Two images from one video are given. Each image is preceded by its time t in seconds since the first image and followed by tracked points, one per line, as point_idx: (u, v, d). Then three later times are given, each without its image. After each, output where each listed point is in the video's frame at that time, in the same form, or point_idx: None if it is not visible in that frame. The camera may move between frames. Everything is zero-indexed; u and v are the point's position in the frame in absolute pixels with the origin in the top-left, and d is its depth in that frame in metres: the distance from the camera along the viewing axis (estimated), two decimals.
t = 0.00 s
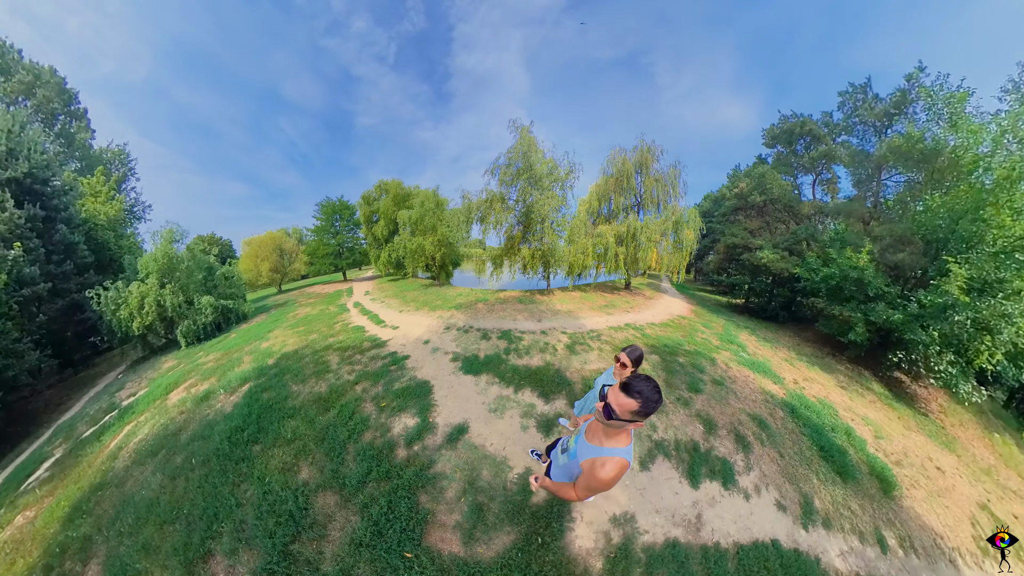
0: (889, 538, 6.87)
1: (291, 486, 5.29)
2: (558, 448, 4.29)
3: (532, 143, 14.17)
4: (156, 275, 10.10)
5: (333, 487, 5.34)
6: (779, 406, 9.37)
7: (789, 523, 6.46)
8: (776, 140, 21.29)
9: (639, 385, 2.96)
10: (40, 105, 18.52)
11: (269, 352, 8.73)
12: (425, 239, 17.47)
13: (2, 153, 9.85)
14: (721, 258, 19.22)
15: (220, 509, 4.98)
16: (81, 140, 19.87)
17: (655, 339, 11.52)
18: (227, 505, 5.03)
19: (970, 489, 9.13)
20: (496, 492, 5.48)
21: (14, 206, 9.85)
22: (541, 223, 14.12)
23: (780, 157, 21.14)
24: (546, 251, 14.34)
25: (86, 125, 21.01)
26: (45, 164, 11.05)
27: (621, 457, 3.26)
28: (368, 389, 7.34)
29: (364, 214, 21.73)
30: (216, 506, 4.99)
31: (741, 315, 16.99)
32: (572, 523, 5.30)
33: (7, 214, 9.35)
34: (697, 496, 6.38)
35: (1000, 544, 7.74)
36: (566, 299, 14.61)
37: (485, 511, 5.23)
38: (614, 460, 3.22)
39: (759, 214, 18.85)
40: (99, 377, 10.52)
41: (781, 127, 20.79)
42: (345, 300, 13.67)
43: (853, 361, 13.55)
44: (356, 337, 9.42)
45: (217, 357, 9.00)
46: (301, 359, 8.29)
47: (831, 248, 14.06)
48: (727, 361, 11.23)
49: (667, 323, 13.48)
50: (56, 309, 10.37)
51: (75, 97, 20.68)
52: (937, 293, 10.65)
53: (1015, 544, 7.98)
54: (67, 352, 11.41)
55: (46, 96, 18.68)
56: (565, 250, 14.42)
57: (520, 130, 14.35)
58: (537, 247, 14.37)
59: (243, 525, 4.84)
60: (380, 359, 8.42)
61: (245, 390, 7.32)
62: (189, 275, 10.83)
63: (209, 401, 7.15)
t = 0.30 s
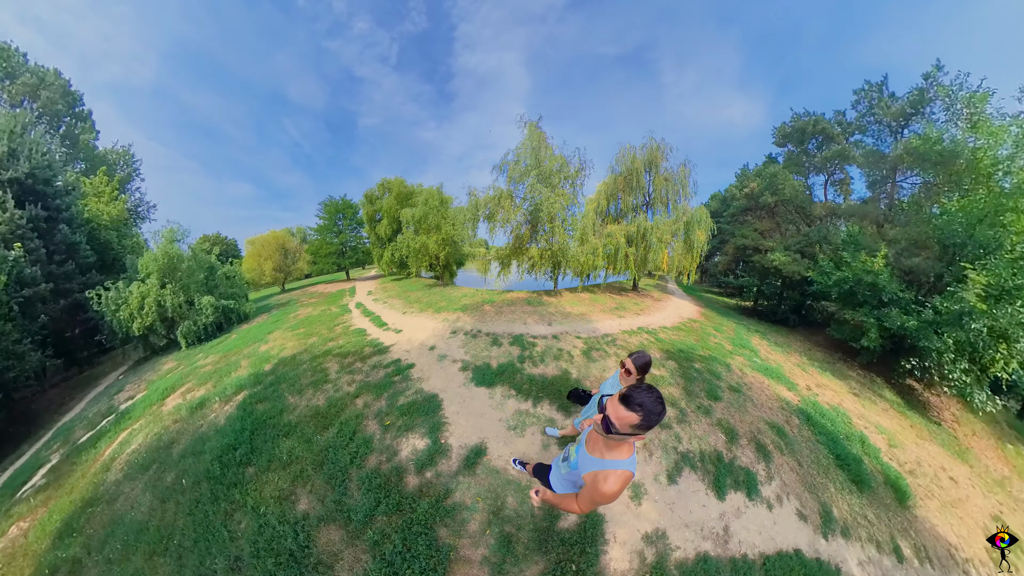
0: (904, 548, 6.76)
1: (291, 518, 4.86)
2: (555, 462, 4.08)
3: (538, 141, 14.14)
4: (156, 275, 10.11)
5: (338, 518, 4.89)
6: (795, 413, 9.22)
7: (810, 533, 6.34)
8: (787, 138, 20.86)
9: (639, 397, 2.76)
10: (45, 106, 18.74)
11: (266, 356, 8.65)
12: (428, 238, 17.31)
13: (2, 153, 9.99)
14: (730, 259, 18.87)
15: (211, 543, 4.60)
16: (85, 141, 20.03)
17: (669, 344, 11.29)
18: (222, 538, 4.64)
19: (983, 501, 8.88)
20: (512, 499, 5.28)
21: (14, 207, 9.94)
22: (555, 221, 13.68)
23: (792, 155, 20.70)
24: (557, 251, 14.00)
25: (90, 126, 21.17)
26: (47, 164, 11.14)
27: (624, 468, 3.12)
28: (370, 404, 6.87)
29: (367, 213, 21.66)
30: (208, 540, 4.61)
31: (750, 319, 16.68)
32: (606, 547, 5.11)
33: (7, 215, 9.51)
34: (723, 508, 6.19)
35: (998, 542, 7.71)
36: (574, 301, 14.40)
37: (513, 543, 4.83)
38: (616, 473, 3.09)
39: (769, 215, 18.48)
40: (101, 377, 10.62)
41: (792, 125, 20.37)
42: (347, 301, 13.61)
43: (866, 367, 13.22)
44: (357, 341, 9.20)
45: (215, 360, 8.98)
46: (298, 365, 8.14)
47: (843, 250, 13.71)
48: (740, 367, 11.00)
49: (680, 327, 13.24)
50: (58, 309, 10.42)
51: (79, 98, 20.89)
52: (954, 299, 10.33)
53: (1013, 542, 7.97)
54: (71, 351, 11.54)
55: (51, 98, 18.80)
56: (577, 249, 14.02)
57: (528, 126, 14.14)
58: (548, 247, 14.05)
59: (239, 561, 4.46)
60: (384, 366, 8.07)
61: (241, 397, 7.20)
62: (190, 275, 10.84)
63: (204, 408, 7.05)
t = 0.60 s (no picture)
0: (923, 556, 6.60)
1: (289, 558, 4.46)
2: (551, 468, 3.96)
3: (548, 138, 13.93)
4: (157, 274, 10.12)
5: (339, 557, 4.49)
6: (811, 420, 9.06)
7: (833, 540, 6.25)
8: (798, 137, 20.47)
9: (646, 420, 2.56)
10: (49, 108, 18.92)
11: (263, 360, 8.55)
12: (432, 237, 17.16)
13: (3, 153, 10.11)
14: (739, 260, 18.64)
15: None
16: (89, 141, 20.19)
17: (684, 348, 11.11)
18: None
19: (997, 510, 8.63)
20: (534, 520, 5.09)
21: (15, 206, 10.05)
22: (571, 222, 13.52)
23: (803, 155, 20.30)
24: (570, 250, 13.75)
25: (94, 127, 21.34)
26: (48, 164, 11.23)
27: (620, 493, 2.94)
28: (372, 423, 6.49)
29: (370, 211, 21.62)
30: None
31: (759, 321, 16.43)
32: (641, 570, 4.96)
33: (8, 214, 9.62)
34: (750, 517, 6.11)
35: (998, 543, 7.61)
36: (583, 302, 14.25)
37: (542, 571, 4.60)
38: (610, 496, 2.93)
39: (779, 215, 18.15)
40: (103, 377, 10.72)
41: (804, 124, 19.99)
42: (349, 301, 13.55)
43: (878, 373, 12.95)
44: (357, 347, 9.02)
45: (212, 363, 8.94)
46: (295, 371, 7.95)
47: (856, 252, 13.44)
48: (754, 372, 10.82)
49: (692, 330, 13.02)
50: (60, 308, 10.48)
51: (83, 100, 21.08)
52: (970, 305, 10.07)
53: (1013, 542, 7.87)
54: (74, 350, 11.68)
55: (55, 99, 19.04)
56: (590, 246, 13.74)
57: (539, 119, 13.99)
58: (561, 246, 13.78)
59: None
60: (390, 377, 7.79)
61: (236, 405, 7.03)
62: (190, 274, 10.84)
63: (197, 416, 6.90)
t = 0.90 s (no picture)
0: (937, 567, 6.56)
1: None
2: (553, 474, 3.89)
3: (561, 139, 13.78)
4: (157, 275, 10.14)
5: None
6: (826, 427, 8.92)
7: (850, 550, 6.24)
8: (809, 137, 20.08)
9: (647, 437, 2.43)
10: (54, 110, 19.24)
11: (261, 365, 8.50)
12: (436, 235, 17.06)
13: (5, 155, 10.33)
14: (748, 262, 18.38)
15: None
16: (93, 142, 20.35)
17: (699, 354, 10.93)
18: None
19: (1009, 523, 8.42)
20: (564, 544, 5.03)
21: (18, 207, 10.23)
22: (589, 221, 13.29)
23: (814, 155, 19.92)
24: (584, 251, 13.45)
25: (98, 128, 21.64)
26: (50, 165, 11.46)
27: (618, 507, 2.84)
28: (376, 445, 6.19)
29: (373, 210, 21.55)
30: None
31: (768, 325, 16.18)
32: None
33: (9, 215, 9.73)
34: (772, 527, 6.13)
35: (998, 542, 7.56)
36: (594, 304, 14.08)
37: None
38: (608, 509, 2.84)
39: (789, 216, 17.81)
40: (106, 377, 10.88)
41: (815, 123, 19.59)
42: (351, 302, 13.51)
43: (889, 380, 12.70)
44: (359, 353, 8.85)
45: (210, 367, 8.93)
46: (291, 380, 7.81)
47: (868, 255, 13.15)
48: (767, 378, 10.65)
49: (702, 334, 12.81)
50: (62, 309, 10.61)
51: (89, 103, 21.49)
52: (986, 312, 9.78)
53: (1013, 542, 7.81)
54: (78, 349, 11.87)
55: (60, 102, 19.41)
56: (605, 246, 13.47)
57: (552, 115, 13.81)
58: (575, 247, 13.48)
59: None
60: (396, 389, 7.53)
61: (233, 416, 6.93)
62: (192, 274, 10.87)
63: (192, 426, 6.84)
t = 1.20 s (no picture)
0: None
1: None
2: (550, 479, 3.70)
3: (574, 135, 13.53)
4: (157, 274, 10.18)
5: None
6: (841, 434, 8.82)
7: (870, 558, 6.23)
8: (821, 135, 19.69)
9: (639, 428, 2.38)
10: (57, 110, 19.57)
11: (256, 370, 8.35)
12: (441, 233, 16.92)
13: (6, 155, 10.48)
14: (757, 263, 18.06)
15: None
16: (97, 142, 20.60)
17: (714, 358, 10.81)
18: None
19: None
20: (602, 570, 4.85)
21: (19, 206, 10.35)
22: (600, 220, 13.08)
23: (825, 154, 19.54)
24: (598, 249, 13.31)
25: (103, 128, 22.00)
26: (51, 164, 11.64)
27: (618, 512, 2.63)
28: (379, 470, 5.72)
29: (376, 208, 21.45)
30: None
31: (777, 328, 15.89)
32: None
33: (9, 214, 9.90)
34: (796, 536, 6.12)
35: (997, 543, 7.44)
36: (603, 306, 13.92)
37: None
38: (608, 514, 2.64)
39: (800, 217, 17.45)
40: (106, 377, 11.01)
41: (827, 121, 19.21)
42: (352, 302, 13.43)
43: (901, 386, 12.44)
44: (359, 359, 8.55)
45: (206, 369, 8.88)
46: (286, 390, 7.54)
47: (881, 258, 12.85)
48: (781, 383, 10.49)
49: (714, 337, 12.63)
50: (64, 308, 10.78)
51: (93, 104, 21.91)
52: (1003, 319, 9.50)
53: (1013, 544, 7.65)
54: (83, 347, 12.13)
55: (63, 102, 19.77)
56: (619, 246, 13.32)
57: (562, 109, 13.53)
58: (590, 246, 13.36)
59: None
60: (402, 402, 7.12)
61: (227, 427, 6.73)
62: (193, 273, 10.92)
63: (184, 434, 6.71)
